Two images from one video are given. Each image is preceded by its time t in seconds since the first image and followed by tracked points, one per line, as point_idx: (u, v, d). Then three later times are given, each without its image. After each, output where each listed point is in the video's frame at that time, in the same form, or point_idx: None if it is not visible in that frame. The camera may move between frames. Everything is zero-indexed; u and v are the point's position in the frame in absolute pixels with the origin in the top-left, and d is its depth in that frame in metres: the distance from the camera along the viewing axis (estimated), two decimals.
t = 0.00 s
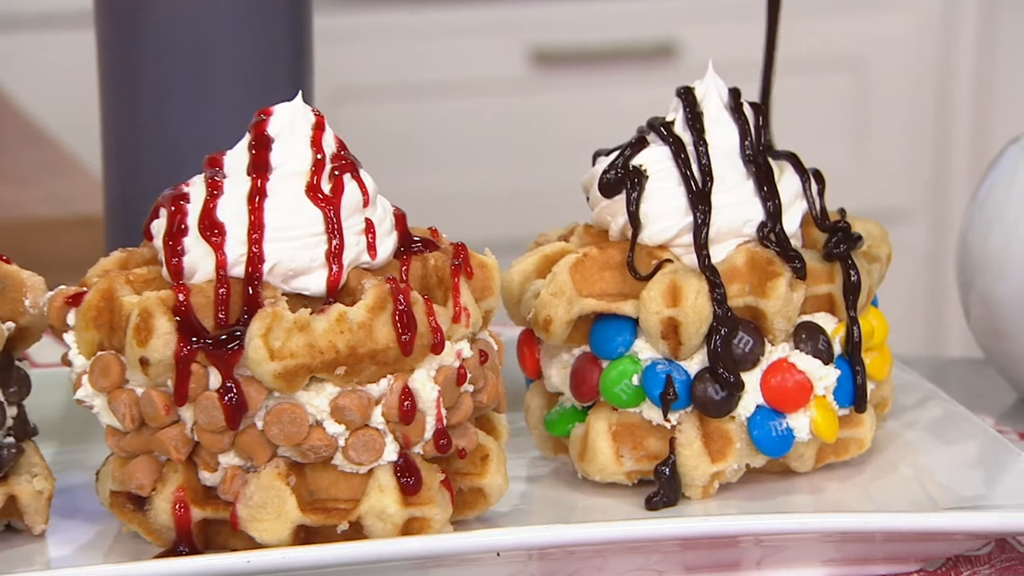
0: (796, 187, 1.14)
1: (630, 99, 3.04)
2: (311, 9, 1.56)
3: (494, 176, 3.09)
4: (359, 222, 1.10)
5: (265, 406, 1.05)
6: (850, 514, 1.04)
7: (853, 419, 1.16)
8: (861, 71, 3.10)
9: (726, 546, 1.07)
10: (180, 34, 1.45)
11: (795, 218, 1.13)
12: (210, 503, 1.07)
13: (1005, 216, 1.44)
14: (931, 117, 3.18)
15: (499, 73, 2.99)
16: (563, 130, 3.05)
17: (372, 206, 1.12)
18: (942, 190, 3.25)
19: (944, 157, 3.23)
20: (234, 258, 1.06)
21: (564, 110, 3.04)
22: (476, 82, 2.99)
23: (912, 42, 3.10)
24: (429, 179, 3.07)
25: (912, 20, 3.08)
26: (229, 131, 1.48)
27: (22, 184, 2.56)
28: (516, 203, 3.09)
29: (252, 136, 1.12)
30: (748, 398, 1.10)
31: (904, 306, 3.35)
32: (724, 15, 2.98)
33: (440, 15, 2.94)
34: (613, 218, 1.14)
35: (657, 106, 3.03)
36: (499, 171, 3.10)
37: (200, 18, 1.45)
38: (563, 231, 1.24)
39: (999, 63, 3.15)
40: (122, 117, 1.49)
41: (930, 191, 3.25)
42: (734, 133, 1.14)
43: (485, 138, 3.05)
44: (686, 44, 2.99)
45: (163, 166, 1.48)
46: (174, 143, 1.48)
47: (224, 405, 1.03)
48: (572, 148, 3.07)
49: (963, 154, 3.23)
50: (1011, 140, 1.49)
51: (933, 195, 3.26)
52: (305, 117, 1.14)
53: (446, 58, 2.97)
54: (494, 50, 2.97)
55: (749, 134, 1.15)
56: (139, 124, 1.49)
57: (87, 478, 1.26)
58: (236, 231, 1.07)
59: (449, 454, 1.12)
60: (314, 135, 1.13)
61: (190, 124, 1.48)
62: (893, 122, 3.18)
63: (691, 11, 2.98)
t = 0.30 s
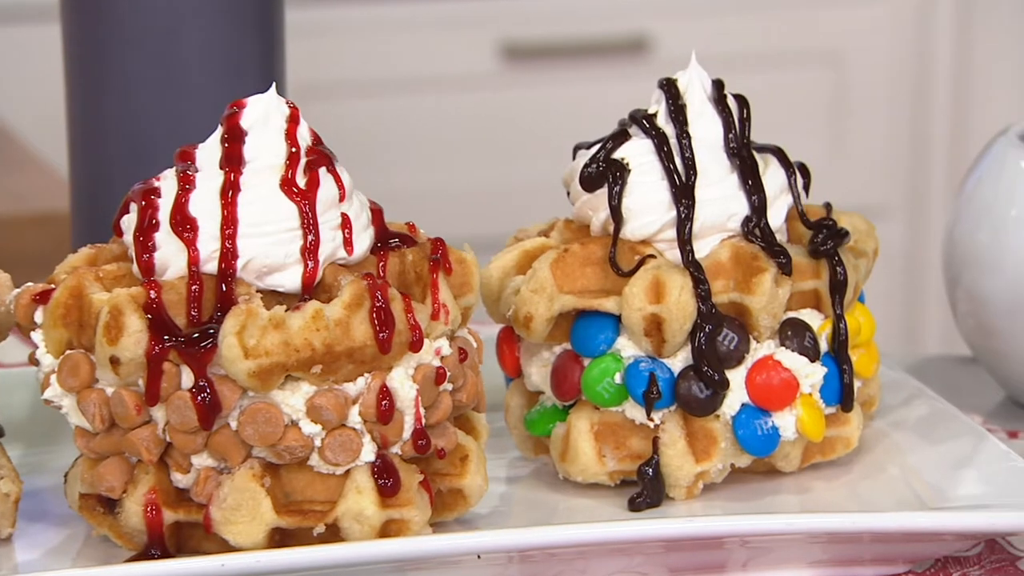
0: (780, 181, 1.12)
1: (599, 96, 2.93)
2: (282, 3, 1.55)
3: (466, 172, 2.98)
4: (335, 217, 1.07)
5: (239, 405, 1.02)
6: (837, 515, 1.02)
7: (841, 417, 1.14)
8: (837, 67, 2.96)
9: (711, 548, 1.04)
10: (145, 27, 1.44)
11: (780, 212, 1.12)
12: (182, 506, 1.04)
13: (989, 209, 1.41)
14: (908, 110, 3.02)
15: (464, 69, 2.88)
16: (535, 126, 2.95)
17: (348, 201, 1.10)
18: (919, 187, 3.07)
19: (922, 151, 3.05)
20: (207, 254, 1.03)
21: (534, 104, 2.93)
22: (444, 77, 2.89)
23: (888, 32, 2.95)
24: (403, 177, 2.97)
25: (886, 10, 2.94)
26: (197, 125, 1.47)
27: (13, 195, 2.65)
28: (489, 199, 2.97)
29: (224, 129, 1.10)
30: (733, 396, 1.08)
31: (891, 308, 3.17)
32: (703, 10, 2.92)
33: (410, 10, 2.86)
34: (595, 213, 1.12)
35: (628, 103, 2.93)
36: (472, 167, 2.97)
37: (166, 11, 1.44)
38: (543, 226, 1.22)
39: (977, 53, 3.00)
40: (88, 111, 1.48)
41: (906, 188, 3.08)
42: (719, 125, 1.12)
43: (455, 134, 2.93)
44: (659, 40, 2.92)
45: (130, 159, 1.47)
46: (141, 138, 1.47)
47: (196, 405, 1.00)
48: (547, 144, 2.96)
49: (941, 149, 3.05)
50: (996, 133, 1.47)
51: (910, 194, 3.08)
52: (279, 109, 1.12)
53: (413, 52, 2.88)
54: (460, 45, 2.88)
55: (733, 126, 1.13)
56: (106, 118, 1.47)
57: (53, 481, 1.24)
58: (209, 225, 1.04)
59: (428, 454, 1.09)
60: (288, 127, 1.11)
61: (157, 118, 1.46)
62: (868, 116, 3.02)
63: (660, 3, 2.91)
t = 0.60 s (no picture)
0: (761, 179, 1.12)
1: (575, 96, 2.91)
2: (262, 1, 1.54)
3: (449, 171, 2.95)
4: (315, 216, 1.07)
5: (220, 405, 1.02)
6: (818, 514, 1.01)
7: (822, 416, 1.14)
8: (808, 67, 2.95)
9: (692, 546, 1.04)
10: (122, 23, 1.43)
11: (760, 211, 1.11)
12: (161, 506, 1.04)
13: (968, 209, 1.42)
14: (880, 110, 3.02)
15: (435, 69, 2.86)
16: (509, 127, 2.93)
17: (328, 200, 1.09)
18: (889, 186, 3.10)
19: (892, 151, 3.07)
20: (187, 253, 1.03)
21: (510, 103, 2.91)
22: (416, 78, 2.86)
23: (860, 32, 2.95)
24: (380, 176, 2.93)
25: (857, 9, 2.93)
26: (173, 125, 1.47)
27: None
28: (470, 197, 2.95)
29: (204, 127, 1.09)
30: (715, 395, 1.08)
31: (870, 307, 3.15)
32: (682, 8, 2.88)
33: (395, 9, 2.82)
34: (575, 211, 1.12)
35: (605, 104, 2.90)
36: (453, 167, 2.95)
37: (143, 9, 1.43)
38: (523, 226, 1.22)
39: (946, 53, 3.01)
40: (64, 109, 1.48)
41: (877, 187, 3.10)
42: (699, 123, 1.12)
43: (430, 134, 2.91)
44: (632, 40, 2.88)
45: (107, 157, 1.47)
46: (116, 136, 1.47)
47: (176, 405, 0.99)
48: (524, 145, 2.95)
49: (910, 148, 3.07)
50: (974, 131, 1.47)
51: (880, 193, 3.10)
52: (258, 107, 1.11)
53: (392, 51, 2.84)
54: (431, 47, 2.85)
55: (713, 124, 1.13)
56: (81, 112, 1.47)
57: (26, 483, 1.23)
58: (188, 224, 1.03)
59: (409, 454, 1.09)
60: (268, 126, 1.11)
61: (132, 116, 1.46)
62: (839, 116, 3.02)
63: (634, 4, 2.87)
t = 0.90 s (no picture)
0: (742, 177, 1.13)
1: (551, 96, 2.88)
2: None
3: (428, 171, 2.91)
4: (297, 214, 1.07)
5: (201, 404, 1.01)
6: (800, 512, 1.01)
7: (804, 414, 1.14)
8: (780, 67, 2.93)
9: (675, 544, 1.04)
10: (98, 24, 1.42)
11: (741, 210, 1.12)
12: (142, 506, 1.03)
13: (947, 207, 1.43)
14: (850, 110, 3.00)
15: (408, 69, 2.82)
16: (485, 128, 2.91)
17: (309, 198, 1.09)
18: (860, 188, 3.07)
19: (864, 152, 3.04)
20: (167, 252, 1.02)
21: (485, 103, 2.89)
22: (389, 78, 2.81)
23: (832, 33, 2.92)
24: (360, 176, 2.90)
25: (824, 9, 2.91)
26: (151, 126, 1.46)
27: None
28: (451, 198, 2.92)
29: (184, 125, 1.09)
30: (697, 392, 1.08)
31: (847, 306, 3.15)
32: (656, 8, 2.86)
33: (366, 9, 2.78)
34: (557, 210, 1.12)
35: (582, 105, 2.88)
36: (436, 166, 2.92)
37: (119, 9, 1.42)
38: (504, 223, 1.22)
39: (919, 54, 2.96)
40: (40, 108, 1.48)
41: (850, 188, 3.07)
42: (680, 121, 1.12)
43: (407, 135, 2.86)
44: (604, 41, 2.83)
45: (84, 155, 1.47)
46: (95, 137, 1.46)
47: (157, 404, 0.99)
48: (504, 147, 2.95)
49: (880, 148, 3.04)
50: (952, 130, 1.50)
51: (851, 196, 3.08)
52: (238, 105, 1.11)
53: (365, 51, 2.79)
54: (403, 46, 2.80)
55: (694, 121, 1.13)
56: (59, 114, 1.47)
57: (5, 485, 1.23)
58: (169, 223, 1.03)
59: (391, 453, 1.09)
60: (248, 123, 1.10)
61: (109, 117, 1.46)
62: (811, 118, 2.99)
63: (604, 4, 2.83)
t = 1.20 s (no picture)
0: (724, 170, 1.13)
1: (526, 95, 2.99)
2: None
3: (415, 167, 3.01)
4: (280, 209, 1.06)
5: (183, 399, 1.00)
6: (782, 505, 1.01)
7: (787, 408, 1.14)
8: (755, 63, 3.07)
9: (658, 539, 1.03)
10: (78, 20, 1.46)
11: (723, 203, 1.12)
12: (126, 501, 1.03)
13: (924, 200, 1.46)
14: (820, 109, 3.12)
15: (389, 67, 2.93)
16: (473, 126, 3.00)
17: (292, 192, 1.08)
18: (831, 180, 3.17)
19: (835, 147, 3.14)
20: (149, 247, 1.01)
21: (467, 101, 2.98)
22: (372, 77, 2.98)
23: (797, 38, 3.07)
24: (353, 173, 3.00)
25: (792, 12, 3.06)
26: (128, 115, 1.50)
27: None
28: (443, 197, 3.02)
29: (165, 120, 1.08)
30: (679, 386, 1.08)
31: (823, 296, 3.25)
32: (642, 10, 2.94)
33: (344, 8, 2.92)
34: (539, 204, 1.12)
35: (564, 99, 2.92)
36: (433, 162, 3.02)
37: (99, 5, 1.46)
38: (489, 217, 1.23)
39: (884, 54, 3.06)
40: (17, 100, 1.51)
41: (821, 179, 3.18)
42: (661, 116, 1.13)
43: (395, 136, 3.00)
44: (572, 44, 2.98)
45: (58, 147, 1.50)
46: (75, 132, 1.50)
47: (140, 400, 0.98)
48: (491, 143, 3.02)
49: (856, 147, 3.13)
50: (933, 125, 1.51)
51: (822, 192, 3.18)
52: (219, 100, 1.10)
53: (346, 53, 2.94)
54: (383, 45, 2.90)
55: (675, 116, 1.14)
56: (36, 109, 1.50)
57: None
58: (150, 218, 1.02)
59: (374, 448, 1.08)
60: (230, 118, 1.10)
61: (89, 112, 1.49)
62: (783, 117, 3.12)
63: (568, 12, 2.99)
